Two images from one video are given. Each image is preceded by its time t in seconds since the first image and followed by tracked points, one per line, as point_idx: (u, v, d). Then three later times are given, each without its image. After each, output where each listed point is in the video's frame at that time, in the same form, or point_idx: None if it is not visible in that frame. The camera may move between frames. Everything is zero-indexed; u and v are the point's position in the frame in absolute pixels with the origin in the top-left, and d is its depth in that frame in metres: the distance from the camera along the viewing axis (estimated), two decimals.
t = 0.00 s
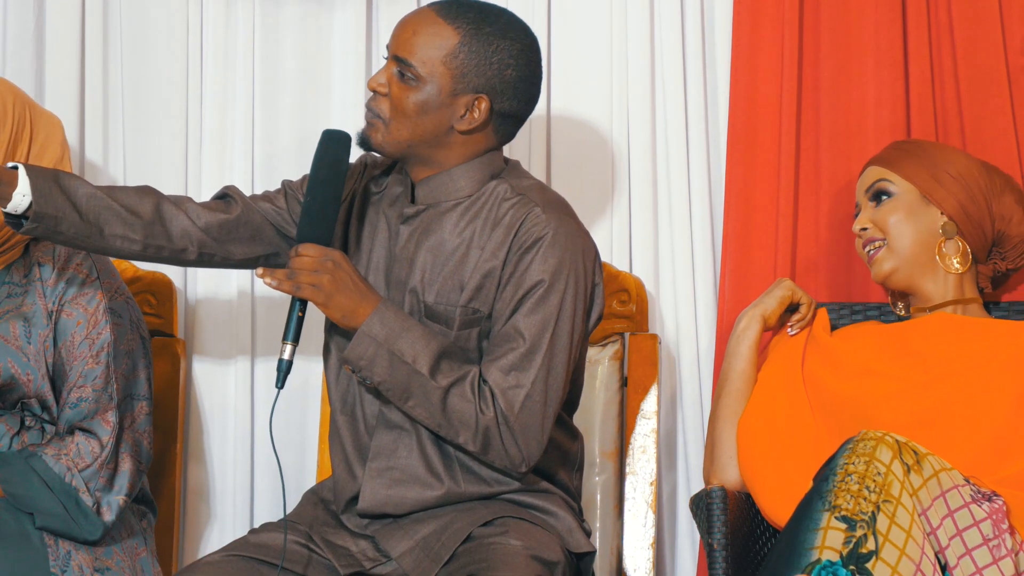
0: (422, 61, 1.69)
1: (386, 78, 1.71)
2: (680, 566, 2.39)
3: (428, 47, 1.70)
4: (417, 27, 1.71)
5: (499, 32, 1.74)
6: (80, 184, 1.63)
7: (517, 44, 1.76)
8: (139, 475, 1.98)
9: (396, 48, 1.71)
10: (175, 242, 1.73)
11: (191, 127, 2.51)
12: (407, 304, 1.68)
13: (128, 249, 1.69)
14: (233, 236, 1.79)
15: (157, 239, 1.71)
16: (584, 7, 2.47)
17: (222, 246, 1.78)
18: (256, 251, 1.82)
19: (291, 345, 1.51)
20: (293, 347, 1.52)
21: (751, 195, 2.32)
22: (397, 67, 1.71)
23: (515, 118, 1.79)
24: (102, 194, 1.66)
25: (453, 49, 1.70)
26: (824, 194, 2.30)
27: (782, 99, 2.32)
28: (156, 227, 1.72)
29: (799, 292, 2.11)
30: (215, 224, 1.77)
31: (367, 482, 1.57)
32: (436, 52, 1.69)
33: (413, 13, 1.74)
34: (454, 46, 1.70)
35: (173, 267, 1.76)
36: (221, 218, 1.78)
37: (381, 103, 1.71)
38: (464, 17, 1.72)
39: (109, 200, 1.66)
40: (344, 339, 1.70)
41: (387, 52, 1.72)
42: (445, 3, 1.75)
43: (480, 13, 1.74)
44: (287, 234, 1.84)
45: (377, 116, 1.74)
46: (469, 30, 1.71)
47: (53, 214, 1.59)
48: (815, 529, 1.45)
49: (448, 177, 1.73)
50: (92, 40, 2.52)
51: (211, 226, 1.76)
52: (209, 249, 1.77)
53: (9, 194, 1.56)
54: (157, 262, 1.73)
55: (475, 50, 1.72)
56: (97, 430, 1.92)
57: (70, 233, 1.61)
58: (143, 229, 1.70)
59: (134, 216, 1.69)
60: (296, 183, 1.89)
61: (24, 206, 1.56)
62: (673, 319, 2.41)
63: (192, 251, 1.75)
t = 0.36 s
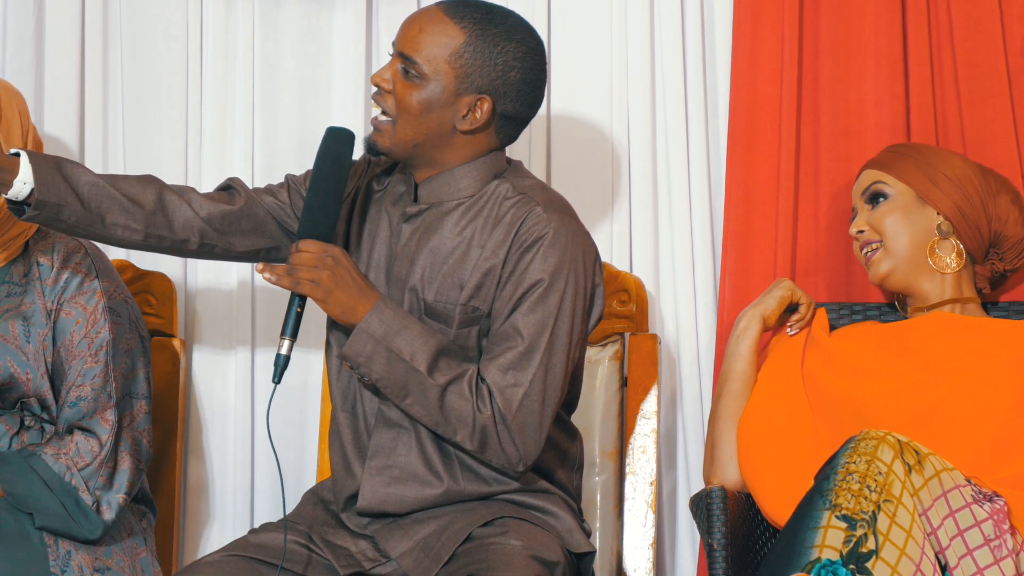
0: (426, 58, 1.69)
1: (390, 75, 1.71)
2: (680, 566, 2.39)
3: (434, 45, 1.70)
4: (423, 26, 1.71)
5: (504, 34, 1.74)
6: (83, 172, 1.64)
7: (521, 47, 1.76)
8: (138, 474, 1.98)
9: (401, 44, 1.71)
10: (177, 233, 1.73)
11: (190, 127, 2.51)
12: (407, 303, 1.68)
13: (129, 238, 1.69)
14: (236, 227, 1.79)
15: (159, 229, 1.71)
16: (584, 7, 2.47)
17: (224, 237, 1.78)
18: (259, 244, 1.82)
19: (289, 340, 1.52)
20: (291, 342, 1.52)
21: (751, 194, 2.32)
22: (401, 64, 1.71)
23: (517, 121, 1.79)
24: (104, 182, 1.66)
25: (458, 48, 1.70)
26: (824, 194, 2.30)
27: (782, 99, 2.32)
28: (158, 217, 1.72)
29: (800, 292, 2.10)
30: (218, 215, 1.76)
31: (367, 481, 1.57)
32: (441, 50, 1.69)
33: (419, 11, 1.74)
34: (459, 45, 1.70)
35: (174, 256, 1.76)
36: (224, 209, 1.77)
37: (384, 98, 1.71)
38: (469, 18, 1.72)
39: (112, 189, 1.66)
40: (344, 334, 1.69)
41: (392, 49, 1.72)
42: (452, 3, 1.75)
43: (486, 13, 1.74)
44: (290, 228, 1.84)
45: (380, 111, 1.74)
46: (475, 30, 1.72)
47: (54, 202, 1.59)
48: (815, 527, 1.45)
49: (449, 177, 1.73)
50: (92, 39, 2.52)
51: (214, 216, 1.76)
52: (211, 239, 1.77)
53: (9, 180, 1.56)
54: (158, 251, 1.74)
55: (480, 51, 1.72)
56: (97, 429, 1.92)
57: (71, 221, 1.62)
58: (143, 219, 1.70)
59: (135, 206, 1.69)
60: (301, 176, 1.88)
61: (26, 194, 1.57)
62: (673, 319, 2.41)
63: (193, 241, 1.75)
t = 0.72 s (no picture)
0: (424, 61, 1.69)
1: (387, 79, 1.70)
2: (680, 565, 2.39)
3: (431, 47, 1.69)
4: (419, 27, 1.70)
5: (502, 34, 1.74)
6: (79, 172, 1.63)
7: (519, 45, 1.76)
8: (138, 473, 1.98)
9: (398, 47, 1.71)
10: (176, 233, 1.74)
11: (190, 127, 2.51)
12: (402, 303, 1.67)
13: (127, 239, 1.69)
14: (234, 226, 1.80)
15: (157, 229, 1.72)
16: (584, 7, 2.47)
17: (220, 238, 1.78)
18: (256, 243, 1.83)
19: (284, 340, 1.51)
20: (286, 342, 1.52)
21: (751, 194, 2.32)
22: (398, 67, 1.70)
23: (515, 120, 1.80)
24: (104, 184, 1.65)
25: (455, 50, 1.70)
26: (824, 195, 2.30)
27: (781, 99, 2.32)
28: (155, 218, 1.72)
29: (800, 292, 2.10)
30: (215, 216, 1.77)
31: (364, 481, 1.57)
32: (439, 52, 1.69)
33: (415, 13, 1.73)
34: (457, 46, 1.70)
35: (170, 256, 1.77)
36: (221, 210, 1.77)
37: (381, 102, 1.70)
38: (465, 18, 1.72)
39: (110, 191, 1.65)
40: (340, 334, 1.69)
41: (388, 52, 1.71)
42: (447, 3, 1.75)
43: (483, 13, 1.74)
44: (287, 227, 1.84)
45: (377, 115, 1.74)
46: (472, 31, 1.71)
47: (51, 205, 1.58)
48: (815, 526, 1.45)
49: (447, 178, 1.73)
50: (92, 39, 2.53)
51: (211, 218, 1.76)
52: (207, 240, 1.77)
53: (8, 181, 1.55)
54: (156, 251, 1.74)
55: (478, 52, 1.71)
56: (96, 427, 1.91)
57: (69, 221, 1.61)
58: (141, 221, 1.70)
59: (133, 207, 1.68)
60: (298, 175, 1.89)
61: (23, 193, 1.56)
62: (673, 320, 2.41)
63: (190, 242, 1.75)
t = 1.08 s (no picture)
0: (415, 60, 1.69)
1: (380, 82, 1.70)
2: (680, 565, 2.39)
3: (421, 46, 1.69)
4: (407, 28, 1.70)
5: (490, 27, 1.74)
6: (69, 188, 1.63)
7: (508, 38, 1.76)
8: (139, 473, 1.98)
9: (387, 50, 1.70)
10: (169, 245, 1.73)
11: (190, 127, 2.51)
12: (398, 306, 1.67)
13: (120, 252, 1.68)
14: (228, 237, 1.79)
15: (149, 242, 1.71)
16: (584, 7, 2.47)
17: (214, 249, 1.78)
18: (250, 252, 1.82)
19: (279, 343, 1.51)
20: (281, 345, 1.52)
21: (750, 195, 2.32)
22: (390, 69, 1.70)
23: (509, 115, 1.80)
24: (95, 197, 1.65)
25: (446, 47, 1.70)
26: (824, 195, 2.30)
27: (781, 99, 2.32)
28: (148, 231, 1.71)
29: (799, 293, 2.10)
30: (207, 227, 1.76)
31: (362, 484, 1.57)
32: (430, 50, 1.69)
33: (400, 15, 1.73)
34: (447, 43, 1.70)
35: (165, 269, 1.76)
36: (213, 219, 1.77)
37: (375, 106, 1.70)
38: (452, 15, 1.72)
39: (100, 204, 1.65)
40: (336, 339, 1.69)
41: (378, 55, 1.71)
42: (432, 3, 1.75)
43: (469, 9, 1.74)
44: (280, 232, 1.85)
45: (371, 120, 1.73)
46: (461, 27, 1.71)
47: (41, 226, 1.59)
48: (815, 528, 1.45)
49: (439, 178, 1.73)
50: (92, 40, 2.53)
51: (203, 229, 1.76)
52: (201, 252, 1.77)
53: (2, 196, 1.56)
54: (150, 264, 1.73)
55: (469, 47, 1.72)
56: (97, 428, 1.92)
57: (61, 236, 1.62)
58: (134, 233, 1.69)
59: (125, 220, 1.68)
60: (289, 182, 1.88)
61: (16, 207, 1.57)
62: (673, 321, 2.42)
63: (184, 254, 1.75)
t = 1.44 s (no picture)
0: (413, 58, 1.68)
1: (378, 85, 1.69)
2: (679, 565, 2.39)
3: (417, 43, 1.69)
4: (400, 27, 1.70)
5: (481, 18, 1.75)
6: (117, 178, 1.62)
7: (499, 27, 1.77)
8: (139, 473, 1.98)
9: (382, 50, 1.70)
10: (197, 253, 1.74)
11: (190, 127, 2.51)
12: (400, 305, 1.67)
13: (155, 249, 1.68)
14: (248, 244, 1.79)
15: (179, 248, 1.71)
16: (584, 8, 2.47)
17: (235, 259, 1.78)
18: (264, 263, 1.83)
19: (284, 345, 1.50)
20: (286, 346, 1.51)
21: (750, 195, 2.32)
22: (387, 70, 1.69)
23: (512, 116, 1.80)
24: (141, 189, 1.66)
25: (442, 41, 1.70)
26: (824, 196, 2.29)
27: (781, 99, 2.32)
28: (182, 232, 1.72)
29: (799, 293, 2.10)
30: (229, 236, 1.77)
31: (362, 484, 1.57)
32: (426, 46, 1.69)
33: (390, 15, 1.73)
34: (442, 37, 1.70)
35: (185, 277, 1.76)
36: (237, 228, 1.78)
37: (377, 108, 1.69)
38: (442, 10, 1.72)
39: (142, 198, 1.65)
40: (338, 341, 1.70)
41: (372, 59, 1.70)
42: (417, 2, 1.75)
43: (457, 3, 1.75)
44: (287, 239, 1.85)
45: (373, 122, 1.72)
46: (453, 20, 1.72)
47: (88, 212, 1.56)
48: (815, 538, 1.44)
49: (438, 176, 1.73)
50: (92, 40, 2.53)
51: (227, 237, 1.76)
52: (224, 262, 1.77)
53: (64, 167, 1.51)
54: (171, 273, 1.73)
55: (464, 38, 1.72)
56: (97, 428, 1.92)
57: (110, 219, 1.59)
58: (172, 232, 1.69)
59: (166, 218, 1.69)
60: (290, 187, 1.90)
61: (67, 193, 1.53)
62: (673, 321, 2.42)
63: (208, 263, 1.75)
